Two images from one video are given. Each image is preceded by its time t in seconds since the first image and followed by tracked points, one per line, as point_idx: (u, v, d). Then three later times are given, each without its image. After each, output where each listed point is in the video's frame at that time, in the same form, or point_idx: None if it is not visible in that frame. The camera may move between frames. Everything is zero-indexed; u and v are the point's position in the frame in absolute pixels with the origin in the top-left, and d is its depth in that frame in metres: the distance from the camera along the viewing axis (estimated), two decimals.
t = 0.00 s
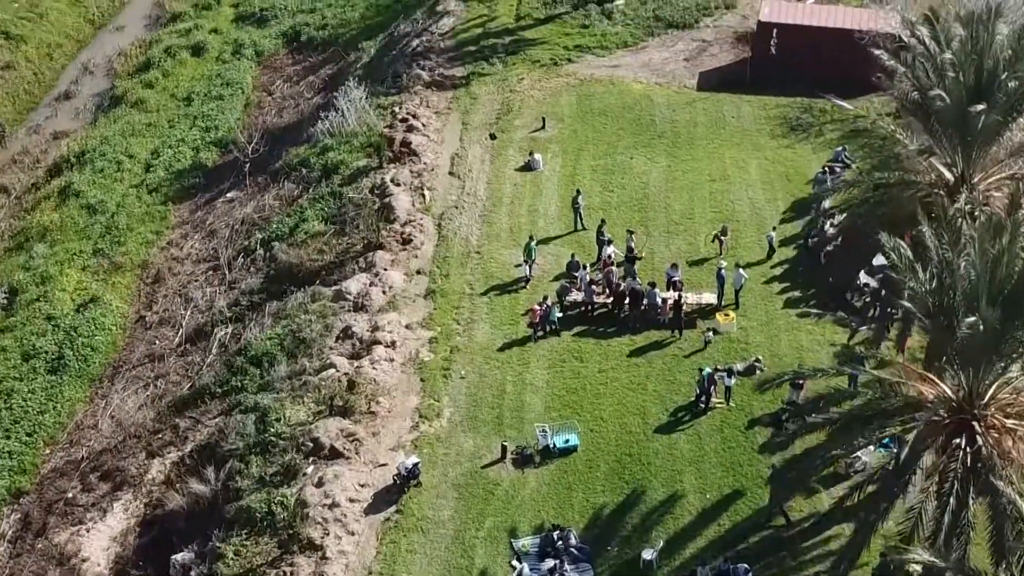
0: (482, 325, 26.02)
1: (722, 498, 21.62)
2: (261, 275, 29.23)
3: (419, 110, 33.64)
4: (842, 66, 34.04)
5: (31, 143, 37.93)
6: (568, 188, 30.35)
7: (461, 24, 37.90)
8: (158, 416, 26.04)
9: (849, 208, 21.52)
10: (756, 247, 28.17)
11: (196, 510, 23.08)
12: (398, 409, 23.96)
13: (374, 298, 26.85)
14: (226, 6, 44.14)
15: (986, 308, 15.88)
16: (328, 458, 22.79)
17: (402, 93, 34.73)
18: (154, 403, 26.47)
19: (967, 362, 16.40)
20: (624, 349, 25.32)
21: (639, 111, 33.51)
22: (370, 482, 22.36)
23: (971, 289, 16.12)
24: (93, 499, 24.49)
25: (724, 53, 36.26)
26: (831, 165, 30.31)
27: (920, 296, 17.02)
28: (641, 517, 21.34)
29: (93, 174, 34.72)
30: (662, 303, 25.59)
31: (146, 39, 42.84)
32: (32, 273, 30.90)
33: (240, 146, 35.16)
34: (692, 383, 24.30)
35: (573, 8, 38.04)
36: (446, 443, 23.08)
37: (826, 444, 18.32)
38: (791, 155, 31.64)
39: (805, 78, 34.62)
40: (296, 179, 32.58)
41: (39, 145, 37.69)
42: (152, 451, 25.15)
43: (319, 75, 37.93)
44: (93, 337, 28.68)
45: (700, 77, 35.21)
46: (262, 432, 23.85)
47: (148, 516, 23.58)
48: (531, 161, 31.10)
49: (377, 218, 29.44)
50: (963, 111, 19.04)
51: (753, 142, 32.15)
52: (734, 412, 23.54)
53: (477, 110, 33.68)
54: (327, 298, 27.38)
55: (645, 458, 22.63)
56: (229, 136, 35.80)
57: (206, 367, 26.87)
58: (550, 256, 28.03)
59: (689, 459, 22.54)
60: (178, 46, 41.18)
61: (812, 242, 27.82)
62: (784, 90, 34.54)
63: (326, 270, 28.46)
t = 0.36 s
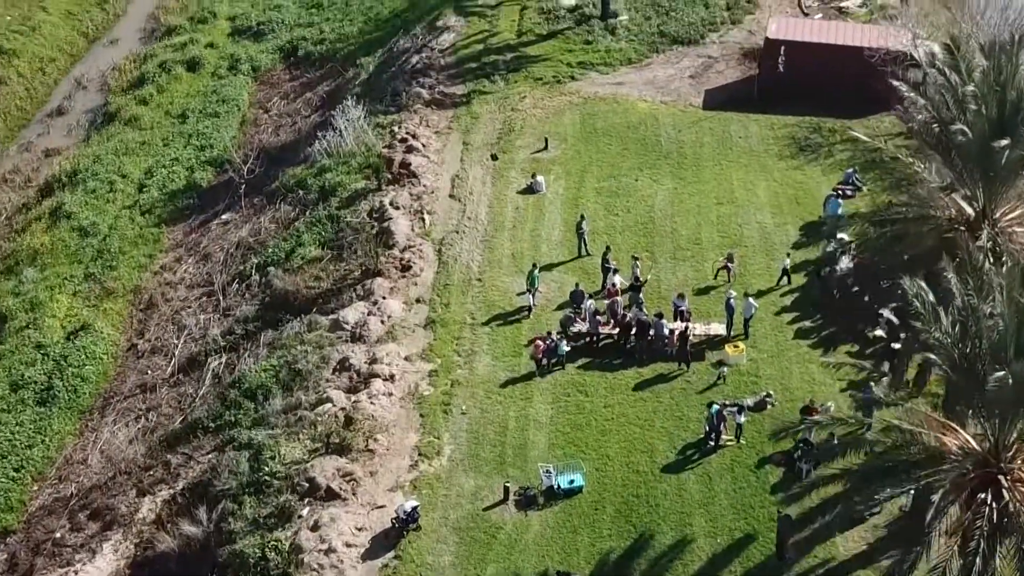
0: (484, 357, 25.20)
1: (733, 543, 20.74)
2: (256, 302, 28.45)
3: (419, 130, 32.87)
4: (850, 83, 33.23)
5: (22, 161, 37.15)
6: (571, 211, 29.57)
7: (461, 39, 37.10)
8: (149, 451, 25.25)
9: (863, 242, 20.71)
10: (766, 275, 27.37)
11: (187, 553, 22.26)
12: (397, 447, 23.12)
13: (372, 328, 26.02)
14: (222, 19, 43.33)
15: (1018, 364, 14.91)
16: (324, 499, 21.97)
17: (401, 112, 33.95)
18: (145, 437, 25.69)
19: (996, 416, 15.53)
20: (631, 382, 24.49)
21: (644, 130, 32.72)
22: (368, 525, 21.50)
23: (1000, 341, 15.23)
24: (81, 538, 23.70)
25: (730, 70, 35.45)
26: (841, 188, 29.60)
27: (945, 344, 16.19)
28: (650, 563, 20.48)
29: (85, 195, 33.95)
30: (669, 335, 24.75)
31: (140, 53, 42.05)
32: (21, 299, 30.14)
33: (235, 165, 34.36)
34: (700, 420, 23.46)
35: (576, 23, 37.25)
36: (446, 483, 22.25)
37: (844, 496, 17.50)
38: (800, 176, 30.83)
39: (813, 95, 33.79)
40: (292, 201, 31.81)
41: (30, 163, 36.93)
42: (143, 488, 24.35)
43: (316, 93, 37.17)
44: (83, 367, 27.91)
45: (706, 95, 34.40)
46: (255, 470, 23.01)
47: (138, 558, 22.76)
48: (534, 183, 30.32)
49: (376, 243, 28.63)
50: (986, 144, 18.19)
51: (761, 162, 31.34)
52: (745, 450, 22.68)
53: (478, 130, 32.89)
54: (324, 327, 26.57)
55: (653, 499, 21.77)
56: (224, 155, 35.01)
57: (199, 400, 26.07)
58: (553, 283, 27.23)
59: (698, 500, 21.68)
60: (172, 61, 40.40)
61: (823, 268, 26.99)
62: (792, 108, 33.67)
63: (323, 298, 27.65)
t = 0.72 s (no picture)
0: (485, 391, 24.38)
1: None
2: (251, 330, 27.66)
3: (419, 151, 32.10)
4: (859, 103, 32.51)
5: (13, 180, 36.37)
6: (575, 237, 28.79)
7: (462, 56, 36.32)
8: (140, 489, 24.46)
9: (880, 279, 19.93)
10: (776, 304, 26.58)
11: None
12: (396, 487, 22.31)
13: (370, 360, 25.18)
14: (218, 32, 42.53)
15: None
16: (320, 544, 21.14)
17: (401, 132, 33.20)
18: (136, 474, 24.91)
19: None
20: (637, 419, 23.66)
21: (649, 152, 31.95)
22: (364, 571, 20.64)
23: None
24: None
25: (736, 88, 34.68)
26: (852, 212, 28.82)
27: (974, 402, 15.34)
28: None
29: (76, 216, 33.18)
30: (677, 369, 23.92)
31: (134, 68, 41.27)
32: (11, 326, 29.38)
33: (230, 186, 33.58)
34: (710, 458, 22.63)
35: (578, 39, 36.46)
36: (446, 526, 21.44)
37: (865, 552, 16.67)
38: (810, 200, 30.03)
39: (821, 115, 33.04)
40: (289, 225, 31.03)
41: (21, 182, 36.15)
42: (133, 528, 23.53)
43: (314, 111, 36.42)
44: (73, 399, 27.16)
45: (712, 114, 33.61)
46: (248, 511, 22.17)
47: None
48: (536, 207, 29.54)
49: (374, 270, 27.82)
50: (1012, 180, 17.38)
51: (770, 186, 30.55)
52: (757, 492, 21.85)
53: (480, 151, 32.14)
54: (320, 358, 25.74)
55: (662, 544, 20.94)
56: (219, 175, 34.23)
57: (191, 435, 25.28)
58: (557, 312, 26.41)
59: (708, 545, 20.85)
60: (167, 77, 39.63)
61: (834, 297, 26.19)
62: (799, 127, 32.88)
63: (319, 327, 26.84)
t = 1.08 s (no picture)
0: (487, 426, 23.58)
1: None
2: (246, 359, 26.89)
3: (419, 172, 31.33)
4: (869, 122, 31.83)
5: (4, 199, 35.60)
6: (579, 263, 28.03)
7: (462, 72, 35.57)
8: (130, 527, 23.69)
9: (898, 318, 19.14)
10: (787, 334, 25.80)
11: None
12: (394, 530, 21.50)
13: (368, 394, 24.37)
14: (214, 46, 41.77)
15: None
16: None
17: (400, 152, 32.46)
18: (127, 511, 24.14)
19: None
20: (645, 456, 22.83)
21: (654, 173, 31.18)
22: None
23: None
24: None
25: (743, 106, 33.92)
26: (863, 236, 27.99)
27: (1006, 463, 14.51)
28: None
29: (68, 238, 32.42)
30: (685, 404, 23.11)
31: (128, 83, 40.52)
32: None
33: (225, 207, 32.81)
34: (720, 499, 21.81)
35: (581, 56, 35.69)
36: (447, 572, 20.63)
37: None
38: (819, 224, 29.24)
39: (830, 134, 32.34)
40: (285, 248, 30.27)
41: (12, 201, 35.38)
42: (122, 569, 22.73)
43: (312, 128, 35.68)
44: (63, 431, 26.40)
45: (718, 134, 32.85)
46: (241, 554, 21.34)
47: None
48: (539, 231, 28.77)
49: (373, 297, 27.03)
50: None
51: (778, 209, 29.76)
52: (769, 535, 21.02)
53: (481, 172, 31.40)
54: (316, 391, 24.94)
55: None
56: (214, 196, 33.48)
57: (183, 470, 24.50)
58: (561, 343, 25.62)
59: None
60: (162, 92, 38.86)
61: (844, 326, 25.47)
62: (808, 147, 32.18)
63: (315, 358, 26.05)
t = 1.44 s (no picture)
0: (489, 463, 22.78)
1: None
2: (240, 390, 26.12)
3: (419, 193, 30.56)
4: (879, 143, 31.10)
5: None
6: (584, 289, 27.27)
7: (463, 89, 34.82)
8: (120, 567, 22.91)
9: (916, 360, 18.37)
10: (797, 365, 25.01)
11: None
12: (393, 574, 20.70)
13: (366, 429, 23.57)
14: (210, 60, 41.00)
15: None
16: None
17: (399, 172, 31.69)
18: (117, 550, 23.37)
19: None
20: (652, 494, 22.04)
21: (659, 195, 30.42)
22: None
23: None
24: None
25: (750, 124, 33.14)
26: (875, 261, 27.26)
27: None
28: None
29: (59, 261, 31.67)
30: (694, 441, 22.31)
31: (122, 98, 39.75)
32: None
33: (220, 229, 32.03)
34: (731, 542, 21.02)
35: (584, 72, 34.95)
36: None
37: None
38: (830, 248, 28.47)
39: (839, 154, 31.61)
40: (281, 272, 29.51)
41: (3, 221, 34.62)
42: None
43: (309, 146, 34.92)
44: (52, 465, 25.65)
45: (725, 153, 32.09)
46: None
47: None
48: (542, 256, 27.99)
49: (371, 326, 26.25)
50: None
51: (787, 232, 28.98)
52: None
53: (482, 193, 30.64)
54: (313, 425, 24.14)
55: None
56: (208, 216, 32.70)
57: (175, 507, 23.73)
58: (565, 374, 24.83)
59: None
60: (156, 108, 38.09)
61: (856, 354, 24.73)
62: (817, 168, 31.45)
63: (311, 390, 25.25)
